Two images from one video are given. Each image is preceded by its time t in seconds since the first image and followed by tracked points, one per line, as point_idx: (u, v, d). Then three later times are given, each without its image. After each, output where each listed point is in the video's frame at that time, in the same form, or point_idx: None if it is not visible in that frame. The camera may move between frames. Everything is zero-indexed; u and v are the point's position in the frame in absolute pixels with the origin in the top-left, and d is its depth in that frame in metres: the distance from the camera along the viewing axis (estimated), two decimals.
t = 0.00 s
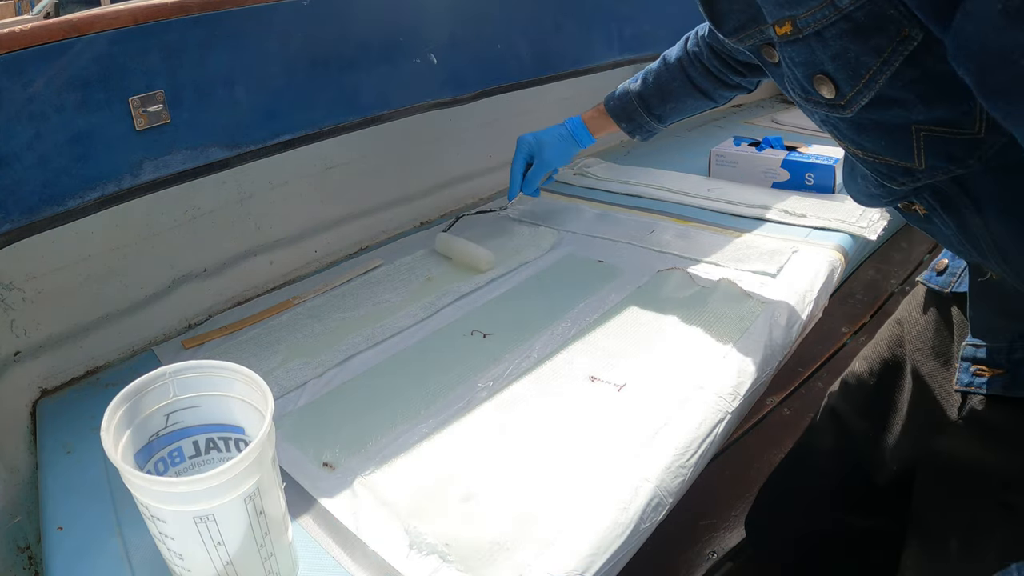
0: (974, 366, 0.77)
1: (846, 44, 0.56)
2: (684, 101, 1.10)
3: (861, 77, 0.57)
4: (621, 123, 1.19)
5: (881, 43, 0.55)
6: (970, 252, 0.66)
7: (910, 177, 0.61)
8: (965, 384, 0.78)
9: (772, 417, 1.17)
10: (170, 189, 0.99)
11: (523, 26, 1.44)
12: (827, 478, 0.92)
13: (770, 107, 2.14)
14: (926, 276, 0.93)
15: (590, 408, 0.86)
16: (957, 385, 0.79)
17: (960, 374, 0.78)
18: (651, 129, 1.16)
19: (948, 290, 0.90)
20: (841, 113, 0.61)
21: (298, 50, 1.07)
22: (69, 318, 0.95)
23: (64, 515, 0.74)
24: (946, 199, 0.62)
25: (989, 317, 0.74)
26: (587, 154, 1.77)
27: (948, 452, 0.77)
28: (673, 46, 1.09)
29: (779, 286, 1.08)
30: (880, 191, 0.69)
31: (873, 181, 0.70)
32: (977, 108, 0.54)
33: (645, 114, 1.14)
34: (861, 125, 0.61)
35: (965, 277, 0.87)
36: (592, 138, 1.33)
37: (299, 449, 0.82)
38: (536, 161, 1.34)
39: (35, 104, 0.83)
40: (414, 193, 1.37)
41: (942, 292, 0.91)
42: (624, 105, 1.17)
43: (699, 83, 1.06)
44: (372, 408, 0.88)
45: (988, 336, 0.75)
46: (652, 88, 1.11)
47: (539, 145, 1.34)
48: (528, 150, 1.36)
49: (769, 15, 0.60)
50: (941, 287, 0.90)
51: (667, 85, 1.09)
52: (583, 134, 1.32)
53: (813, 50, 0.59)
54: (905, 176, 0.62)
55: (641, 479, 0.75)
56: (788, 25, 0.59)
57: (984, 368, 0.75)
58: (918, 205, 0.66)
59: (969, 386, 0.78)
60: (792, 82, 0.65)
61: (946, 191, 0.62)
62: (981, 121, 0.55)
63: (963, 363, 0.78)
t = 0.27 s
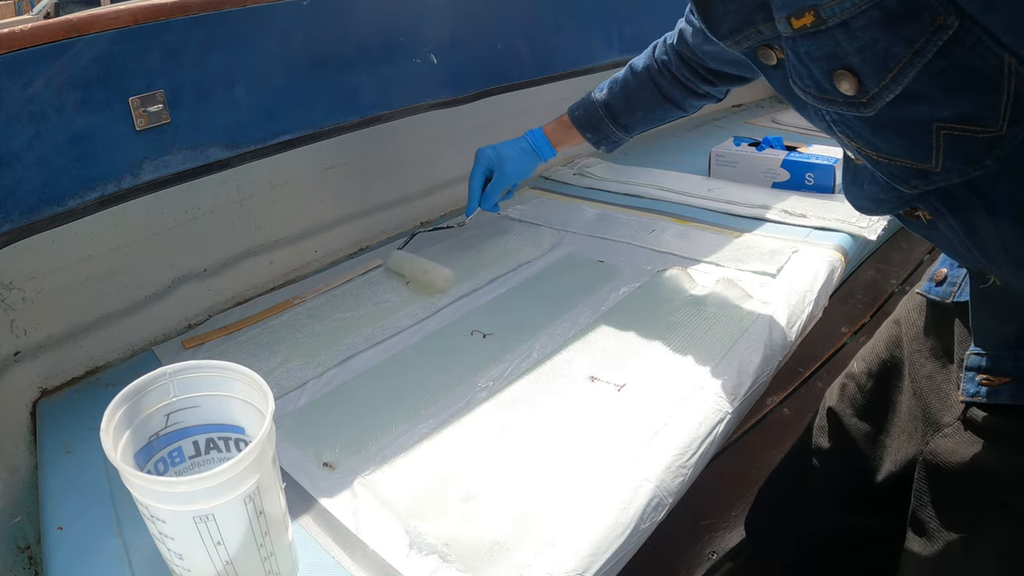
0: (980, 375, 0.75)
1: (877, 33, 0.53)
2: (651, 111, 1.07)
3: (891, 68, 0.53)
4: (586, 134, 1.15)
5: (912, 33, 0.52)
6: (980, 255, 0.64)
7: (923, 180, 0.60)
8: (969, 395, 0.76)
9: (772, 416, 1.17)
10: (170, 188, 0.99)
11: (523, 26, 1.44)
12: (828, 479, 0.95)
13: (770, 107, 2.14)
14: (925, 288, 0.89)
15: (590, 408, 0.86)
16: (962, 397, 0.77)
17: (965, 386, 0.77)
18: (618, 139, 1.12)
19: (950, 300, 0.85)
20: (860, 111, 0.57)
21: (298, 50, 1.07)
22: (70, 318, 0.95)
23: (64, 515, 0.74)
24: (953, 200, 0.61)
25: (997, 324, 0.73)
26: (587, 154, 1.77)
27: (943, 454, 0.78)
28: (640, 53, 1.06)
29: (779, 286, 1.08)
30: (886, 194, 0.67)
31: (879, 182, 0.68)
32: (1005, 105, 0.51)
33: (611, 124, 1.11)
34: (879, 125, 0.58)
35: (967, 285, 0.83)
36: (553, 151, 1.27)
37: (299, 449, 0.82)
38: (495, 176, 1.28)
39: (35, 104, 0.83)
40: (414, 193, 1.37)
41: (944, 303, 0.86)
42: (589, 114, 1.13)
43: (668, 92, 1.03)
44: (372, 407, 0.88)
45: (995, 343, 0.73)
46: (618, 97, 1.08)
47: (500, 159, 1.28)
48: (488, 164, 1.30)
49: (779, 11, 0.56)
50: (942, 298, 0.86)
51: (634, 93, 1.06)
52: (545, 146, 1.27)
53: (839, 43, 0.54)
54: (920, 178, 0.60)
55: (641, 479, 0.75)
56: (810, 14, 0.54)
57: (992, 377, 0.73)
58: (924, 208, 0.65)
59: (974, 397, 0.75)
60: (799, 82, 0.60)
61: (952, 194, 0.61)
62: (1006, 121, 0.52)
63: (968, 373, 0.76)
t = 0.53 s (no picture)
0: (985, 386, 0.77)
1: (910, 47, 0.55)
2: (621, 119, 1.02)
3: (920, 84, 0.56)
4: (553, 142, 1.10)
5: (944, 47, 0.54)
6: (986, 263, 0.66)
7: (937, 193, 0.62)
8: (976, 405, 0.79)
9: (772, 417, 1.17)
10: (170, 188, 0.99)
11: (523, 26, 1.44)
12: (829, 480, 0.95)
13: (769, 107, 2.14)
14: (925, 298, 0.92)
15: (590, 408, 0.86)
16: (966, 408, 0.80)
17: (971, 396, 0.78)
18: (586, 148, 1.08)
19: (952, 309, 0.88)
20: (882, 128, 0.59)
21: (298, 50, 1.07)
22: (69, 318, 0.95)
23: (64, 515, 0.74)
24: (967, 211, 0.63)
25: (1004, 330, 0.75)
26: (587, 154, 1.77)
27: (946, 456, 0.80)
28: (610, 59, 1.01)
29: (779, 286, 1.08)
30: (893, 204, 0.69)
31: (884, 196, 0.70)
32: None
33: (580, 132, 1.06)
34: (895, 139, 0.60)
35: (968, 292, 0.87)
36: (518, 162, 1.23)
37: (299, 449, 0.82)
38: (458, 190, 1.23)
39: (35, 104, 0.83)
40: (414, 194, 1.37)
41: (947, 312, 0.89)
42: (557, 121, 1.08)
43: (639, 99, 0.98)
44: (372, 407, 0.88)
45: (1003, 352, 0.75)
46: (587, 104, 1.03)
47: (463, 172, 1.23)
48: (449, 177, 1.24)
49: (798, 18, 0.60)
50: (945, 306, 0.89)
51: (604, 100, 1.01)
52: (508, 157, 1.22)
53: (865, 52, 0.57)
54: (935, 191, 0.62)
55: (640, 479, 0.75)
56: (835, 21, 0.57)
57: (999, 386, 0.75)
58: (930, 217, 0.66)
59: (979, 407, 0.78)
60: (819, 94, 0.63)
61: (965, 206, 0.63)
62: None
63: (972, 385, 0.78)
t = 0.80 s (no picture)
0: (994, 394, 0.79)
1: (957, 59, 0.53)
2: (593, 128, 1.00)
3: (962, 100, 0.54)
4: (524, 152, 1.07)
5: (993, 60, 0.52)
6: (1000, 275, 0.66)
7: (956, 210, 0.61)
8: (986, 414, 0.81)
9: (772, 416, 1.17)
10: (170, 188, 0.99)
11: (523, 26, 1.44)
12: (823, 480, 0.94)
13: (769, 107, 2.14)
14: (931, 309, 0.92)
15: (589, 408, 0.86)
16: (975, 416, 0.82)
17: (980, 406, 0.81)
18: (559, 159, 1.05)
19: (959, 320, 0.89)
20: (913, 144, 0.58)
21: (298, 50, 1.07)
22: (69, 318, 0.95)
23: (64, 515, 0.74)
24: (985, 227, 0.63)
25: (1009, 337, 0.78)
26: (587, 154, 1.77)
27: (955, 459, 0.80)
28: (582, 66, 1.00)
29: (779, 286, 1.08)
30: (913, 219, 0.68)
31: (901, 210, 0.69)
32: None
33: (552, 142, 1.03)
34: (928, 154, 0.59)
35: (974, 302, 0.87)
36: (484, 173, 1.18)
37: (299, 449, 0.82)
38: (421, 203, 1.17)
39: (35, 104, 0.83)
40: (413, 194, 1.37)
41: (954, 323, 0.89)
42: (526, 131, 1.05)
43: (613, 107, 0.97)
44: (372, 407, 0.88)
45: (1011, 361, 0.78)
46: (560, 113, 1.01)
47: (427, 184, 1.17)
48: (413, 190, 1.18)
49: (828, 26, 0.58)
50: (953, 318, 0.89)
51: (577, 109, 0.99)
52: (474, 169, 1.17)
53: (906, 64, 0.56)
54: (960, 207, 0.61)
55: (640, 479, 0.75)
56: (874, 29, 0.55)
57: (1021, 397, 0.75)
58: (946, 229, 0.66)
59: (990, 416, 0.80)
60: (846, 109, 0.61)
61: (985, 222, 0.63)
62: None
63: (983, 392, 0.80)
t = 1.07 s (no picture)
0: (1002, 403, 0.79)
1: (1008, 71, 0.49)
2: (572, 136, 0.99)
3: (1005, 115, 0.50)
4: (499, 162, 1.04)
5: None
6: (1014, 286, 0.63)
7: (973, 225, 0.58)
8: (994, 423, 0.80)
9: (772, 417, 1.17)
10: (170, 189, 0.99)
11: (523, 26, 1.44)
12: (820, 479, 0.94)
13: (769, 107, 2.14)
14: (937, 319, 0.93)
15: (590, 408, 0.86)
16: (986, 425, 0.81)
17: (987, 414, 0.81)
18: (536, 168, 1.03)
19: (966, 329, 0.89)
20: (947, 162, 0.54)
21: (298, 50, 1.07)
22: (69, 318, 0.95)
23: (64, 515, 0.74)
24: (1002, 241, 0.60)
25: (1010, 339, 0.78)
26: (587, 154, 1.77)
27: (963, 460, 0.81)
28: (561, 72, 0.99)
29: (780, 286, 1.08)
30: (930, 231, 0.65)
31: (918, 223, 0.66)
32: None
33: (529, 151, 1.01)
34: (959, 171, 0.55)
35: (981, 311, 0.87)
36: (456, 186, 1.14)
37: (300, 449, 0.82)
38: (390, 219, 1.14)
39: (35, 104, 0.83)
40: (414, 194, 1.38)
41: (961, 332, 0.90)
42: (501, 140, 1.02)
43: (592, 113, 0.96)
44: (372, 407, 0.88)
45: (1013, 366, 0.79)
46: (537, 121, 0.99)
47: (394, 199, 1.13)
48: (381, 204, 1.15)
49: (861, 35, 0.53)
50: (958, 326, 0.90)
51: (555, 116, 0.98)
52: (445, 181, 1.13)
53: (949, 77, 0.51)
54: (983, 220, 0.57)
55: (640, 478, 0.75)
56: (915, 39, 0.51)
57: None
58: (960, 238, 0.63)
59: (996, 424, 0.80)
60: (875, 123, 0.56)
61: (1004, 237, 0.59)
62: None
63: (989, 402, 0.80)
